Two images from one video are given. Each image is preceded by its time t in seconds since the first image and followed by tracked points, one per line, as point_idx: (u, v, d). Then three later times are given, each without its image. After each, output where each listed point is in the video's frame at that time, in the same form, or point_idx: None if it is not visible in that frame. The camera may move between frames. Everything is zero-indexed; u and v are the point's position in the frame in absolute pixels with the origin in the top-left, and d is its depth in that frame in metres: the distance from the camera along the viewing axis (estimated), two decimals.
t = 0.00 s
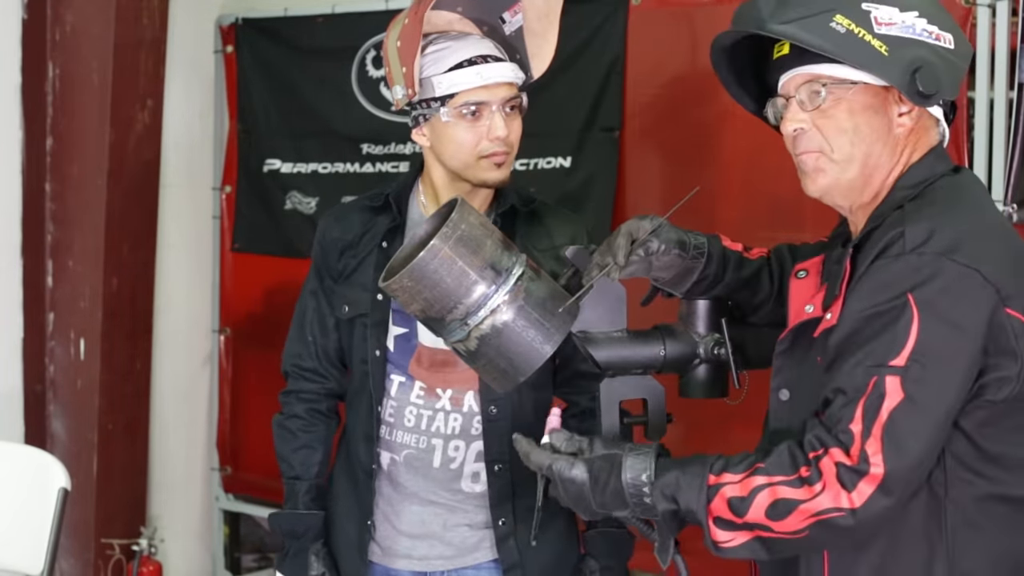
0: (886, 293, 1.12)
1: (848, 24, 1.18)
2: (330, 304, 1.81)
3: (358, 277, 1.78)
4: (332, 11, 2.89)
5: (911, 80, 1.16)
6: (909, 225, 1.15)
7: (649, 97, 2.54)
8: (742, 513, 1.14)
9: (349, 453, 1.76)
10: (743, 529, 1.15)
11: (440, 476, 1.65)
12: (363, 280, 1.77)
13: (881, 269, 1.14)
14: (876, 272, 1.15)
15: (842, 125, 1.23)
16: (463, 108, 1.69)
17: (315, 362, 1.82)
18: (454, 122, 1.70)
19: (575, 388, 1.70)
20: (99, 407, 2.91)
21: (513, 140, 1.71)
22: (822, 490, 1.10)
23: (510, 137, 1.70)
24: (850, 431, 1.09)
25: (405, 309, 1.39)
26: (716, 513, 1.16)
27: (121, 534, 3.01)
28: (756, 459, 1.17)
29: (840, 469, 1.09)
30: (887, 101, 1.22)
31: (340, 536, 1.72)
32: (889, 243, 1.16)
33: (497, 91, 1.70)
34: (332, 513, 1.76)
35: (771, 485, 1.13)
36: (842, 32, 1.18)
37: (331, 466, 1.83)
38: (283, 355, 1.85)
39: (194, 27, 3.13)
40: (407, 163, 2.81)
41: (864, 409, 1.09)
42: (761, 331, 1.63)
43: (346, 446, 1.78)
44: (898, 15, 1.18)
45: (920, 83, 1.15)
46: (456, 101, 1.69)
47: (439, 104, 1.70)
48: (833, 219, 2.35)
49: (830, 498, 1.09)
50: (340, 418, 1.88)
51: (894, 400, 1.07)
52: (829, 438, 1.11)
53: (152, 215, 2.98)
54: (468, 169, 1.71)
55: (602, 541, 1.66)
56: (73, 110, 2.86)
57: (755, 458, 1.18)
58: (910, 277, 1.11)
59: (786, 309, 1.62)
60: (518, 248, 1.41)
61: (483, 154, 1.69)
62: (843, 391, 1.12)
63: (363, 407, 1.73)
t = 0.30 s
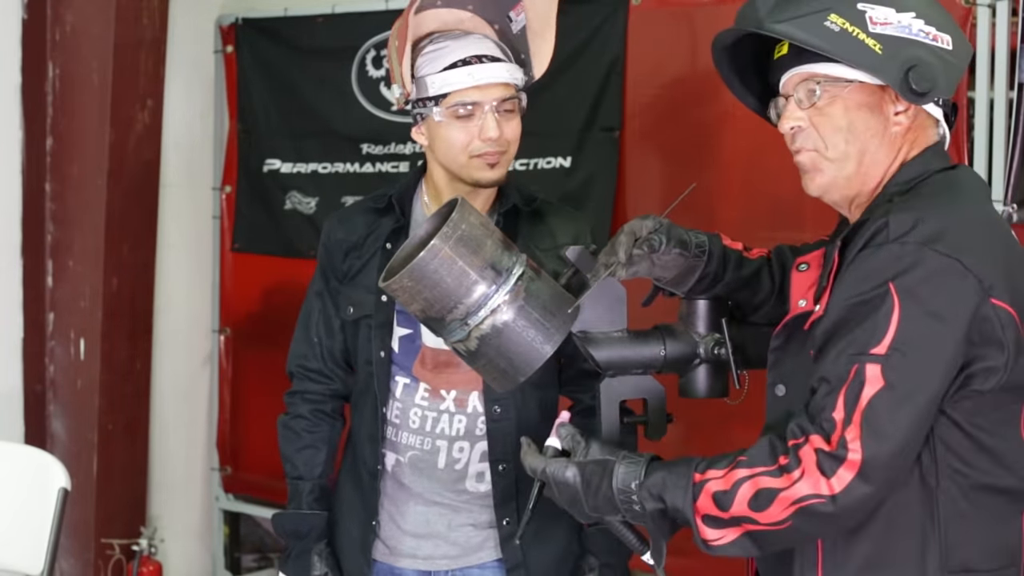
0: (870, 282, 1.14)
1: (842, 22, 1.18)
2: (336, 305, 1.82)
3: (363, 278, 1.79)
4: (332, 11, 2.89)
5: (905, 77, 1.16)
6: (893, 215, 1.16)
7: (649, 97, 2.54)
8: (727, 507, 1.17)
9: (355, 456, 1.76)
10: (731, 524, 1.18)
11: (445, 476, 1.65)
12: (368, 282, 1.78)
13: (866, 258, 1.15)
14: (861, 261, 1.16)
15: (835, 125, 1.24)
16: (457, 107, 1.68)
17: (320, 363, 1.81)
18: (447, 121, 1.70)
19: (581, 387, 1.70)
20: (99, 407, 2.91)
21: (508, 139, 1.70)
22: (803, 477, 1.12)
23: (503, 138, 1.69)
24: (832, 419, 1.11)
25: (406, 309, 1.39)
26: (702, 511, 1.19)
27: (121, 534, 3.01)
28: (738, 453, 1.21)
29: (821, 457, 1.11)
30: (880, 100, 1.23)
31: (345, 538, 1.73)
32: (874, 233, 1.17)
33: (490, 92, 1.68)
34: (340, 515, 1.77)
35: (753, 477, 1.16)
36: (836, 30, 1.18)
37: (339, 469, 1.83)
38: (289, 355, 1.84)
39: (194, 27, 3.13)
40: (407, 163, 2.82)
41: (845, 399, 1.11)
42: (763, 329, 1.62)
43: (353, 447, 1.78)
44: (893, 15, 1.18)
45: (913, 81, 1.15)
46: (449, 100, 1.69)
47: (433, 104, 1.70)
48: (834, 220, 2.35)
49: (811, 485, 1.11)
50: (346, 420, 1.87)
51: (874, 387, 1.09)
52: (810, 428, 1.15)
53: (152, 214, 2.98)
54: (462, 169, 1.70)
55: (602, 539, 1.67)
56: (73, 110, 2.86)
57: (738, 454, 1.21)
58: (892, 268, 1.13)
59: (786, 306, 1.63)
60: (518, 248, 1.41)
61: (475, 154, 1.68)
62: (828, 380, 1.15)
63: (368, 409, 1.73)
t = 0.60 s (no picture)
0: (852, 290, 1.14)
1: (789, 51, 1.24)
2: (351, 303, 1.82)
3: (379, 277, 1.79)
4: (331, 11, 2.90)
5: (855, 98, 1.20)
6: (879, 225, 1.17)
7: (650, 97, 2.54)
8: (694, 493, 1.19)
9: (372, 454, 1.77)
10: (696, 510, 1.20)
11: (458, 477, 1.65)
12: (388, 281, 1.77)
13: (853, 266, 1.16)
14: (848, 269, 1.16)
15: (806, 144, 1.27)
16: (450, 101, 1.72)
17: (338, 362, 1.81)
18: (442, 112, 1.74)
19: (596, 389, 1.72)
20: (99, 407, 2.90)
21: (497, 143, 1.71)
22: (767, 470, 1.14)
23: (487, 139, 1.70)
24: (801, 419, 1.13)
25: (406, 309, 1.39)
26: (671, 495, 1.21)
27: (121, 534, 3.01)
28: (711, 443, 1.22)
29: (785, 453, 1.13)
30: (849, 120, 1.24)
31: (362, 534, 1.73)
32: (858, 243, 1.18)
33: (484, 92, 1.70)
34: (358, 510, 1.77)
35: (721, 467, 1.18)
36: (784, 58, 1.24)
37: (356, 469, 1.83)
38: (306, 355, 1.83)
39: (194, 27, 3.13)
40: (407, 163, 2.82)
41: (814, 401, 1.12)
42: (758, 329, 1.60)
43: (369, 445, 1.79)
44: (845, 33, 1.21)
45: (862, 104, 1.20)
46: (445, 93, 1.73)
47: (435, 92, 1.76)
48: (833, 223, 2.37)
49: (773, 479, 1.13)
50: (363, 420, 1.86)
51: (844, 392, 1.10)
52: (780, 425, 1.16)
53: (151, 214, 2.98)
54: (447, 162, 1.73)
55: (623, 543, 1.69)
56: (72, 110, 2.86)
57: (712, 443, 1.22)
58: (877, 277, 1.13)
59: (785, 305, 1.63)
60: (518, 248, 1.41)
61: (457, 150, 1.71)
62: (800, 381, 1.16)
63: (384, 407, 1.74)
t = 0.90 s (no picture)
0: (846, 296, 1.14)
1: (775, 58, 1.25)
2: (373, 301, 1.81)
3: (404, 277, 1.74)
4: (332, 11, 2.90)
5: (838, 110, 1.21)
6: (873, 230, 1.17)
7: (649, 98, 2.54)
8: (693, 500, 1.19)
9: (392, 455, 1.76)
10: (694, 516, 1.20)
11: (478, 480, 1.66)
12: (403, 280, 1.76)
13: (846, 272, 1.16)
14: (841, 275, 1.16)
15: (800, 149, 1.28)
16: (478, 103, 1.75)
17: (358, 361, 1.81)
18: (470, 113, 1.76)
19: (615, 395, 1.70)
20: (99, 407, 2.90)
21: (520, 149, 1.74)
22: (766, 480, 1.14)
23: (511, 145, 1.73)
24: (798, 429, 1.13)
25: (406, 309, 1.39)
26: (669, 499, 1.21)
27: (121, 534, 3.01)
28: (710, 449, 1.22)
29: (783, 462, 1.14)
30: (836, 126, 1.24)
31: (380, 534, 1.73)
32: (853, 247, 1.18)
33: (511, 98, 1.72)
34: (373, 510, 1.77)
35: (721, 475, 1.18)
36: (770, 65, 1.25)
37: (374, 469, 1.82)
38: (324, 353, 1.84)
39: (195, 27, 3.13)
40: (407, 163, 2.82)
41: (810, 411, 1.12)
42: (758, 328, 1.61)
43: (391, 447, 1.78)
44: (830, 40, 1.22)
45: (845, 115, 1.20)
46: (474, 94, 1.75)
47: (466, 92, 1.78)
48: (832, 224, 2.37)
49: (773, 490, 1.13)
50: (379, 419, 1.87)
51: (841, 401, 1.10)
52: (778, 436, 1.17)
53: (151, 214, 2.98)
54: (472, 162, 1.77)
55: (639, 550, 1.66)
56: (72, 110, 2.86)
57: (711, 448, 1.22)
58: (868, 284, 1.13)
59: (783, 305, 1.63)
60: (519, 249, 1.41)
61: (480, 152, 1.74)
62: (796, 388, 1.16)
63: (404, 405, 1.74)
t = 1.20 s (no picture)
0: (842, 309, 1.14)
1: (769, 65, 1.26)
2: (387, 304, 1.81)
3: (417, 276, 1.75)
4: (332, 11, 2.90)
5: (831, 117, 1.21)
6: (873, 241, 1.17)
7: (649, 98, 2.54)
8: (680, 493, 1.19)
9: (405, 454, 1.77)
10: (680, 508, 1.20)
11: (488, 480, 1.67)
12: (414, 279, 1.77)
13: (846, 282, 1.16)
14: (841, 284, 1.16)
15: (797, 153, 1.28)
16: (504, 109, 1.74)
17: (373, 360, 1.81)
18: (495, 120, 1.76)
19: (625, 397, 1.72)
20: (99, 407, 2.90)
21: (551, 151, 1.76)
22: (752, 480, 1.15)
23: (544, 148, 1.74)
24: (788, 432, 1.13)
25: (406, 308, 1.39)
26: (656, 490, 1.22)
27: (121, 534, 3.01)
28: (699, 444, 1.22)
29: (771, 464, 1.14)
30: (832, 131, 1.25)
31: (395, 537, 1.73)
32: (855, 256, 1.18)
33: (539, 101, 1.73)
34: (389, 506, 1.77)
35: (708, 472, 1.18)
36: (763, 71, 1.26)
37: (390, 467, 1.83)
38: (341, 354, 1.84)
39: (194, 26, 3.13)
40: (407, 163, 2.82)
41: (803, 413, 1.12)
42: (759, 329, 1.60)
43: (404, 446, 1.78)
44: (823, 46, 1.22)
45: (838, 121, 1.21)
46: (498, 100, 1.75)
47: (484, 99, 1.78)
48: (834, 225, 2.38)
49: (758, 491, 1.14)
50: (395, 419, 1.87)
51: (833, 408, 1.10)
52: (768, 437, 1.16)
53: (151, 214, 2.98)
54: (500, 168, 1.77)
55: (648, 551, 1.67)
56: (72, 110, 2.86)
57: (702, 443, 1.23)
58: (866, 295, 1.13)
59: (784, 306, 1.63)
60: (519, 249, 1.41)
61: (513, 158, 1.75)
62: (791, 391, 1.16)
63: (417, 407, 1.74)
